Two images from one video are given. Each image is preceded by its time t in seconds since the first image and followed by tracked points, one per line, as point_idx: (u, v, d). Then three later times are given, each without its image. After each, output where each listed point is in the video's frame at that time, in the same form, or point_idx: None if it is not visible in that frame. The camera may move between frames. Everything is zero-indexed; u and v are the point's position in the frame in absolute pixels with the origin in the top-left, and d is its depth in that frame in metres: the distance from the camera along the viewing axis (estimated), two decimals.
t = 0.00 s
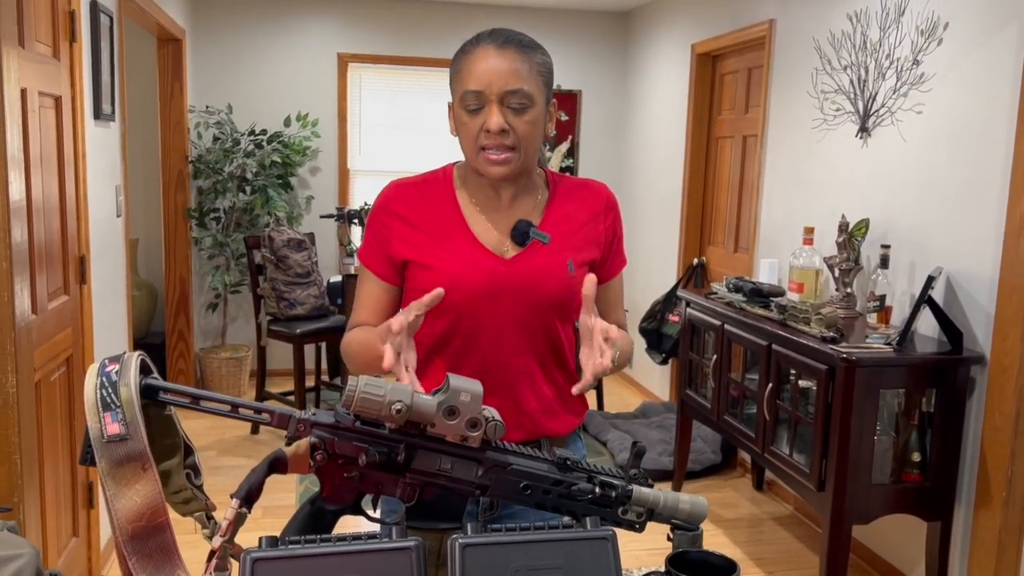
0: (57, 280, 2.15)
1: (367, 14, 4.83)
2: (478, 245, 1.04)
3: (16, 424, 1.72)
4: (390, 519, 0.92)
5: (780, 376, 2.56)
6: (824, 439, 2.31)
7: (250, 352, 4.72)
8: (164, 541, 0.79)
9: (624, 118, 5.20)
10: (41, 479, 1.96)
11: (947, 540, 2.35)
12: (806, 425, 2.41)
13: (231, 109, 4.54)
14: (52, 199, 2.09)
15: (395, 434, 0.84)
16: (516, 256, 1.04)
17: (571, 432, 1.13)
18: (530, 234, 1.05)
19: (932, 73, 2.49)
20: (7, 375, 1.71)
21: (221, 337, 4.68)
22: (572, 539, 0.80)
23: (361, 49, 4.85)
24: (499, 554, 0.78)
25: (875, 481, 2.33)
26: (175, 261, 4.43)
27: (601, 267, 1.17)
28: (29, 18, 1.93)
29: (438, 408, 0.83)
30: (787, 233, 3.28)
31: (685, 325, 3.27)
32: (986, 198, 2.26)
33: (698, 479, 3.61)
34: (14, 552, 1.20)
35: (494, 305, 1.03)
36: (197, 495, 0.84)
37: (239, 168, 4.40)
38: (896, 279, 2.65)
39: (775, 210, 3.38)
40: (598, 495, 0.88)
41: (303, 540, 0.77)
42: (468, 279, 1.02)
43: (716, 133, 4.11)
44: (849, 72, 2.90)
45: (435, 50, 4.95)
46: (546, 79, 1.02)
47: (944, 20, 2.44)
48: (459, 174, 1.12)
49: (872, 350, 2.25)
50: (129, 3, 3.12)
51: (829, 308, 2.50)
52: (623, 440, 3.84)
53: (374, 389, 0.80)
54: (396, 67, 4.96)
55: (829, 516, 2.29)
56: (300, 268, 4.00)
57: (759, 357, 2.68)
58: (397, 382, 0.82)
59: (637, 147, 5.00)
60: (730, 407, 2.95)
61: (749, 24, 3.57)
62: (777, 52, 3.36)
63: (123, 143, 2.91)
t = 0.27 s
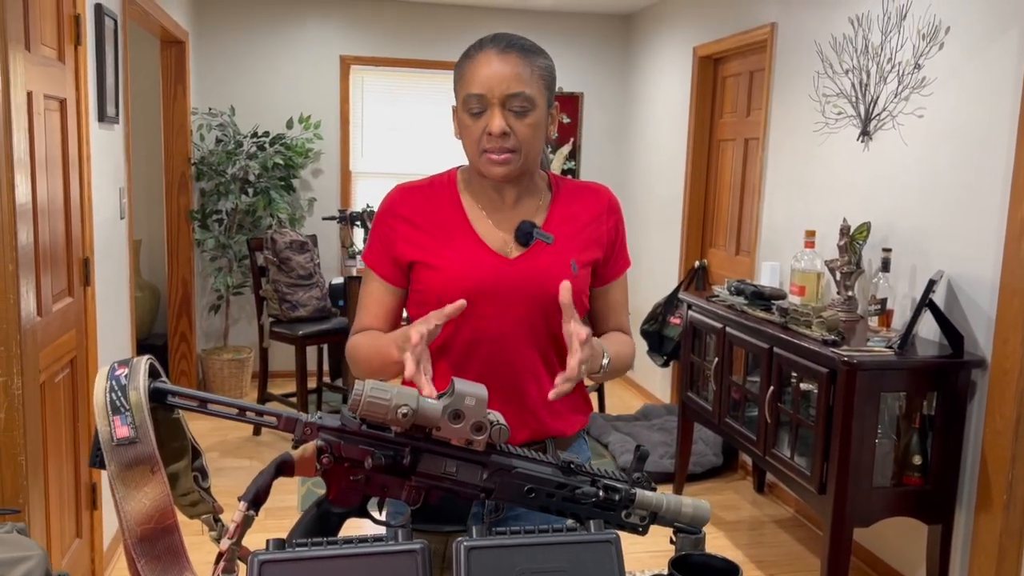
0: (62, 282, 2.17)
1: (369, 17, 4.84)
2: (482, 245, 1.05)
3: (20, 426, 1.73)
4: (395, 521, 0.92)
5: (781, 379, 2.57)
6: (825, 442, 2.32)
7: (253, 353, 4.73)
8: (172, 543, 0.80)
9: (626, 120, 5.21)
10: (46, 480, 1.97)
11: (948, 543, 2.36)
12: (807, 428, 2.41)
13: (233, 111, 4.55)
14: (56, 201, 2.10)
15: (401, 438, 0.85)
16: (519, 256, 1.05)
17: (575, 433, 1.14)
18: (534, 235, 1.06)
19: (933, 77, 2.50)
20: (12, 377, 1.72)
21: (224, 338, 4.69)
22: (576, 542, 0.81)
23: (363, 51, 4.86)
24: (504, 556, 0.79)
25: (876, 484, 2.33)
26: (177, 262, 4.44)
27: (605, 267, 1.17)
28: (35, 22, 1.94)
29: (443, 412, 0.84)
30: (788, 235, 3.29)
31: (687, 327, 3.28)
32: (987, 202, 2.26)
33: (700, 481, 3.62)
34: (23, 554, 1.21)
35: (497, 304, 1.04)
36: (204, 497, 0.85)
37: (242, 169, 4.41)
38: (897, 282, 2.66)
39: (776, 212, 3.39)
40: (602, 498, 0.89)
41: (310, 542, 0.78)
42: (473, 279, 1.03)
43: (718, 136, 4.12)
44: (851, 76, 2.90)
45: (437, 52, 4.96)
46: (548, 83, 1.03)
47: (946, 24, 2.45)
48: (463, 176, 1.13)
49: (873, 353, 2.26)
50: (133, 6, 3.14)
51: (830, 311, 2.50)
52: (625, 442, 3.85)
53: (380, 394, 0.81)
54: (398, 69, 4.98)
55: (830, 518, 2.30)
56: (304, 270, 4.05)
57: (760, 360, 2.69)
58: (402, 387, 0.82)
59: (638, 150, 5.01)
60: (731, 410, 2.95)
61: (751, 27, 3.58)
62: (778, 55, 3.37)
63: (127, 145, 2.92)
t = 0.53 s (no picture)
0: (65, 282, 2.17)
1: (371, 19, 4.85)
2: (483, 247, 1.06)
3: (23, 427, 1.74)
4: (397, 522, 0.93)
5: (782, 381, 2.57)
6: (826, 444, 2.32)
7: (254, 354, 4.74)
8: (176, 542, 0.80)
9: (627, 122, 5.22)
10: (48, 479, 1.98)
11: (948, 544, 2.36)
12: (807, 429, 2.42)
13: (235, 112, 4.56)
14: (59, 202, 2.11)
15: (405, 439, 0.85)
16: (520, 259, 1.05)
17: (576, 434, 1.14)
18: (535, 238, 1.06)
19: (934, 80, 2.50)
20: (15, 377, 1.72)
21: (225, 339, 4.70)
22: (578, 543, 0.81)
23: (365, 52, 4.87)
24: (506, 556, 0.79)
25: (876, 486, 2.34)
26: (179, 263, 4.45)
27: (606, 270, 1.18)
28: (39, 23, 1.95)
29: (446, 413, 0.84)
30: (789, 238, 3.29)
31: (688, 329, 3.28)
32: (988, 205, 2.27)
33: (700, 483, 3.62)
34: (28, 554, 1.22)
35: (498, 306, 1.04)
36: (208, 497, 0.85)
37: (244, 170, 4.42)
38: (898, 284, 2.66)
39: (777, 214, 3.39)
40: (604, 499, 0.89)
41: (314, 542, 0.79)
42: (474, 281, 1.04)
43: (719, 137, 4.12)
44: (852, 78, 2.91)
45: (438, 53, 4.96)
46: (553, 85, 1.04)
47: (946, 27, 2.45)
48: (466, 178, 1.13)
49: (873, 355, 2.26)
50: (135, 8, 3.14)
51: (830, 313, 2.51)
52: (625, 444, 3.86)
53: (384, 395, 0.81)
54: (399, 71, 4.98)
55: (831, 520, 2.30)
56: (305, 270, 4.05)
57: (761, 361, 2.69)
58: (406, 388, 0.83)
59: (639, 152, 5.02)
60: (732, 411, 2.95)
61: (752, 30, 3.59)
62: (779, 57, 3.37)
63: (129, 146, 2.93)
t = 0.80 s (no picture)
0: (66, 283, 2.17)
1: (372, 20, 4.85)
2: (483, 249, 1.06)
3: (24, 427, 1.74)
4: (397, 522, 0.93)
5: (781, 382, 2.57)
6: (825, 444, 2.33)
7: (254, 354, 4.75)
8: (178, 542, 0.80)
9: (627, 123, 5.22)
10: (49, 479, 1.98)
11: (948, 545, 2.36)
12: (807, 430, 2.42)
13: (236, 113, 4.56)
14: (60, 202, 2.11)
15: (405, 440, 0.86)
16: (518, 261, 1.06)
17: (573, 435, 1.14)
18: (533, 239, 1.07)
19: (934, 81, 2.51)
20: (17, 377, 1.73)
21: (225, 339, 4.71)
22: (577, 543, 0.82)
23: (366, 53, 4.88)
24: (505, 556, 0.80)
25: (876, 486, 2.34)
26: (180, 263, 4.45)
27: (604, 271, 1.18)
28: (40, 24, 1.95)
29: (446, 414, 0.85)
30: (788, 238, 3.30)
31: (687, 329, 3.28)
32: (987, 206, 2.27)
33: (700, 483, 3.62)
34: (30, 553, 1.22)
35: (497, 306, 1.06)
36: (210, 497, 0.85)
37: (244, 171, 4.43)
38: (897, 285, 2.66)
39: (777, 215, 3.40)
40: (603, 499, 0.89)
41: (315, 542, 0.79)
42: (473, 283, 1.05)
43: (719, 138, 4.13)
44: (852, 80, 2.91)
45: (438, 54, 4.97)
46: (554, 92, 1.04)
47: (946, 29, 2.46)
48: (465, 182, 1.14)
49: (873, 356, 2.27)
50: (136, 9, 3.15)
51: (830, 314, 2.51)
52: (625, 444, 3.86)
53: (384, 396, 0.82)
54: (400, 72, 4.99)
55: (830, 520, 2.31)
56: (305, 272, 4.02)
57: (760, 362, 2.70)
58: (405, 388, 0.83)
59: (639, 153, 5.02)
60: (732, 412, 2.96)
61: (752, 31, 3.59)
62: (780, 58, 3.38)
63: (130, 147, 2.94)
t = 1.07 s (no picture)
0: (66, 283, 2.18)
1: (372, 20, 4.86)
2: (482, 249, 1.06)
3: (25, 426, 1.75)
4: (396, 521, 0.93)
5: (781, 382, 2.57)
6: (825, 444, 2.33)
7: (254, 354, 4.75)
8: (178, 540, 0.81)
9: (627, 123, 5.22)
10: (50, 478, 1.99)
11: (948, 545, 2.36)
12: (807, 430, 2.42)
13: (237, 113, 4.57)
14: (61, 202, 2.11)
15: (404, 439, 0.86)
16: (518, 260, 1.06)
17: (571, 435, 1.14)
18: (532, 239, 1.07)
19: (934, 82, 2.51)
20: (18, 377, 1.73)
21: (226, 339, 4.71)
22: (576, 542, 0.82)
23: (367, 54, 4.88)
24: (505, 555, 0.80)
25: (875, 487, 2.34)
26: (180, 263, 4.45)
27: (603, 268, 1.19)
28: (41, 23, 1.95)
29: (446, 413, 0.85)
30: (788, 239, 3.30)
31: (688, 330, 3.28)
32: (987, 207, 2.28)
33: (700, 484, 3.63)
34: (31, 551, 1.22)
35: (497, 306, 1.07)
36: (210, 496, 0.86)
37: (245, 171, 4.43)
38: (897, 285, 2.67)
39: (777, 215, 3.40)
40: (602, 499, 0.90)
41: (314, 541, 0.79)
42: (473, 283, 1.05)
43: (719, 139, 4.13)
44: (852, 80, 2.92)
45: (439, 55, 4.97)
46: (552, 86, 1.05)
47: (946, 30, 2.46)
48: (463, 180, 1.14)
49: (873, 356, 2.27)
50: (136, 9, 3.15)
51: (830, 314, 2.51)
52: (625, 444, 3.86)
53: (384, 395, 0.82)
54: (400, 72, 5.00)
55: (829, 521, 2.31)
56: (306, 271, 4.05)
57: (760, 362, 2.70)
58: (405, 387, 0.83)
59: (640, 153, 5.02)
60: (732, 412, 2.96)
61: (753, 31, 3.59)
62: (780, 59, 3.38)
63: (131, 148, 2.94)
